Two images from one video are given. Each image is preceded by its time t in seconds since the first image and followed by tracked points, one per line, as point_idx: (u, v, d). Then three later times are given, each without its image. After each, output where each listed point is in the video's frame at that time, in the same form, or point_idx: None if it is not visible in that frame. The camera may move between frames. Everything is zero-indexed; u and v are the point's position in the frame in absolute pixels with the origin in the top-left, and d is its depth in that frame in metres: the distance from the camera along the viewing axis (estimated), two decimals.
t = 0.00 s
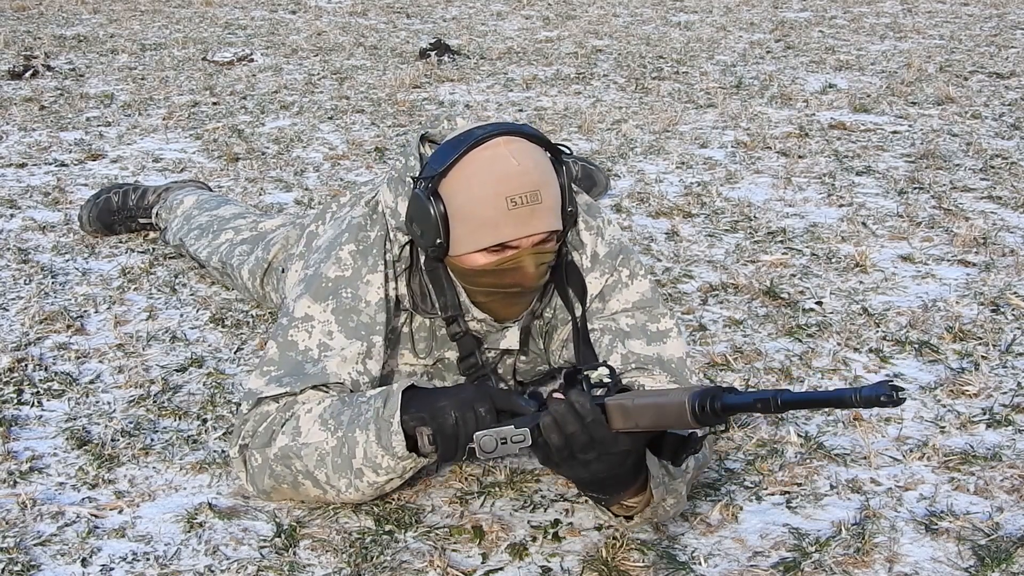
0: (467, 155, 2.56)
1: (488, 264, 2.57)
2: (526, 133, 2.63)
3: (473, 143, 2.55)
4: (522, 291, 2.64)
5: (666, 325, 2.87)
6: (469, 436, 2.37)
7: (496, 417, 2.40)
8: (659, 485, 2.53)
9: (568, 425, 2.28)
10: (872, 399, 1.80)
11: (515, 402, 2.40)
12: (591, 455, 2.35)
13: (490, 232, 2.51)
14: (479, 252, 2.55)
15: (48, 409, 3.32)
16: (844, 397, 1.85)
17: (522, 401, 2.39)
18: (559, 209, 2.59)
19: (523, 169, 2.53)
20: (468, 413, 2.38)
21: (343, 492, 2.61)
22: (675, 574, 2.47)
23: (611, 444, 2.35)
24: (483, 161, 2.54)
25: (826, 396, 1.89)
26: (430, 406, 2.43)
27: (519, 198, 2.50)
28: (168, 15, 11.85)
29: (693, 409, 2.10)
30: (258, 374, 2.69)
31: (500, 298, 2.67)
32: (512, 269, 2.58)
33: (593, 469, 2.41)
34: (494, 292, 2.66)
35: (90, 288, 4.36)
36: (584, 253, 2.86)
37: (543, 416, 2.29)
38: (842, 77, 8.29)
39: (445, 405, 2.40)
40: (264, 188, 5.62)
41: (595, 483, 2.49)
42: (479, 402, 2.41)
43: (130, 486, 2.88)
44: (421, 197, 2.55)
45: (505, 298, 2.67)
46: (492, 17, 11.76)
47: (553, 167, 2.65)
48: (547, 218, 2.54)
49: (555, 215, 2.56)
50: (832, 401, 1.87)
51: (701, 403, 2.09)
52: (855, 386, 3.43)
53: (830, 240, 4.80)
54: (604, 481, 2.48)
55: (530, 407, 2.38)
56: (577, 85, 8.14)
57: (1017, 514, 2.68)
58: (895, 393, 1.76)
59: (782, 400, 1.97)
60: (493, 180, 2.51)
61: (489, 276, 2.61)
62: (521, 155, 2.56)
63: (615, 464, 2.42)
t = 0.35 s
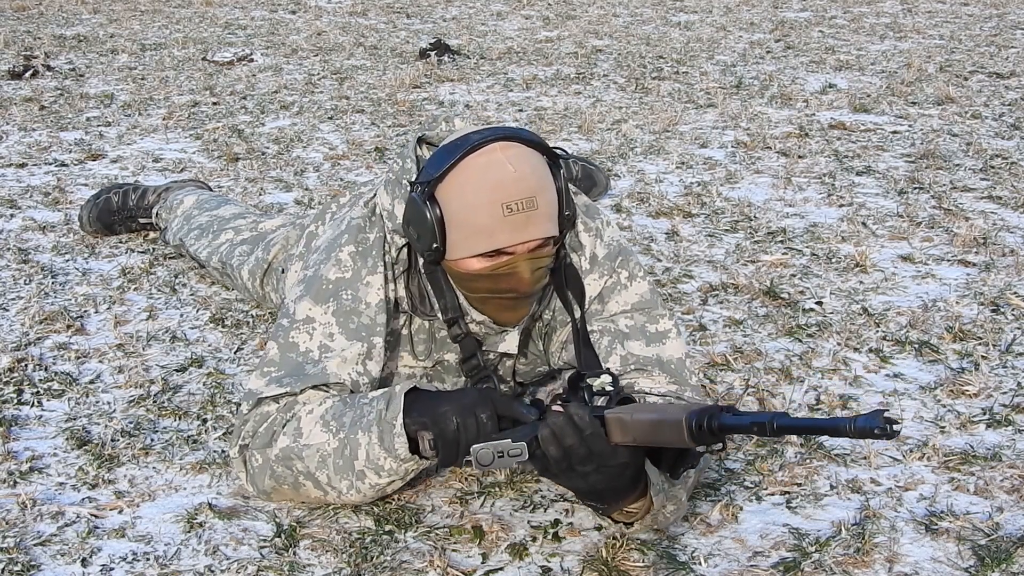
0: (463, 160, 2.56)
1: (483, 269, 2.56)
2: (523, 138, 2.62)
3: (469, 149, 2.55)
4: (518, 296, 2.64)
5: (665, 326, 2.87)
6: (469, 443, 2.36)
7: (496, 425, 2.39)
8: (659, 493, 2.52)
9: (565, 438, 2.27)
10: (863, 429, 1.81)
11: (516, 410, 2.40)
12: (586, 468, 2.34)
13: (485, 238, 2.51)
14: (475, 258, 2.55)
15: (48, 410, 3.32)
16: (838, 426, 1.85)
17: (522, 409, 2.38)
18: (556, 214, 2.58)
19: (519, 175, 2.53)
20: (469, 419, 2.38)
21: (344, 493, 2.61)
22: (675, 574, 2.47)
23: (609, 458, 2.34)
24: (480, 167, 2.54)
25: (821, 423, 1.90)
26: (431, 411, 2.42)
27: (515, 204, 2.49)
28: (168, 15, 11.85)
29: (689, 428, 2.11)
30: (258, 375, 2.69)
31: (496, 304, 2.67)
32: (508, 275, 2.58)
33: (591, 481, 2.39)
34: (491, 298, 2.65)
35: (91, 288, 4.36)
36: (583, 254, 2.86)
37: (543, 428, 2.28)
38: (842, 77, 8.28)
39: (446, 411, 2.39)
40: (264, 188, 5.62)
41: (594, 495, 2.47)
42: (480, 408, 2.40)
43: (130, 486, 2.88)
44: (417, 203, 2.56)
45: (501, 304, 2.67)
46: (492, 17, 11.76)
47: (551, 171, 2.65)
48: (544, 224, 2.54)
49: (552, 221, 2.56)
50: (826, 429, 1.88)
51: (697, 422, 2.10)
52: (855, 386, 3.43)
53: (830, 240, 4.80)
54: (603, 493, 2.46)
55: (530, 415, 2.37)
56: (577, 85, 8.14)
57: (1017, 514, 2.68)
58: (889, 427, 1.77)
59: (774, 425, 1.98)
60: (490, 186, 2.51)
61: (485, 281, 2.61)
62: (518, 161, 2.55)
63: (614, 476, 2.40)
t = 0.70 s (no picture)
0: (459, 162, 2.55)
1: (479, 271, 2.57)
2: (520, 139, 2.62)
3: (465, 151, 2.55)
4: (514, 297, 2.65)
5: (664, 327, 2.87)
6: (469, 452, 2.33)
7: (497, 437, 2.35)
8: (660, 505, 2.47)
9: (560, 463, 2.18)
10: (859, 499, 1.76)
11: (517, 421, 2.34)
12: (585, 490, 2.28)
13: (481, 240, 2.51)
14: (470, 259, 2.55)
15: (48, 409, 3.32)
16: (830, 490, 1.81)
17: (522, 421, 2.33)
18: (552, 216, 2.59)
19: (515, 177, 2.53)
20: (469, 428, 2.34)
21: (344, 494, 2.61)
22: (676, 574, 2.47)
23: (607, 479, 2.27)
24: (475, 169, 2.54)
25: (814, 484, 1.84)
26: (432, 419, 2.40)
27: (510, 207, 2.50)
28: (168, 15, 11.85)
29: (683, 466, 2.03)
30: (257, 375, 2.69)
31: (492, 305, 2.67)
32: (503, 276, 2.58)
33: (587, 501, 2.32)
34: (486, 298, 2.66)
35: (91, 288, 4.36)
36: (581, 255, 2.86)
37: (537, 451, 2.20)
38: (842, 77, 8.29)
39: (446, 420, 2.36)
40: (264, 188, 5.63)
41: (590, 512, 2.39)
42: (480, 417, 2.36)
43: (130, 486, 2.88)
44: (412, 204, 2.56)
45: (497, 305, 2.67)
46: (492, 17, 11.76)
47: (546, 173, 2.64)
48: (539, 227, 2.54)
49: (547, 223, 2.56)
50: (818, 490, 1.83)
51: (692, 461, 2.03)
52: (855, 385, 3.43)
53: (830, 240, 4.80)
54: (601, 511, 2.39)
55: (530, 428, 2.32)
56: (577, 85, 8.14)
57: (1017, 514, 2.68)
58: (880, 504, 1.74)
59: (768, 476, 1.92)
60: (485, 189, 2.51)
61: (480, 282, 2.61)
62: (514, 162, 2.55)
63: (610, 497, 2.34)
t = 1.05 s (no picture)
0: (463, 162, 2.55)
1: (482, 271, 2.57)
2: (524, 140, 2.61)
3: (469, 151, 2.55)
4: (517, 298, 2.64)
5: (665, 327, 2.87)
6: (469, 453, 2.34)
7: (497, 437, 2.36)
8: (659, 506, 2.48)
9: (560, 465, 2.19)
10: (857, 503, 1.76)
11: (517, 421, 2.34)
12: (584, 491, 2.28)
13: (484, 241, 2.51)
14: (473, 260, 2.55)
15: (48, 410, 3.32)
16: (827, 493, 1.80)
17: (521, 421, 2.32)
18: (556, 217, 2.58)
19: (519, 178, 2.53)
20: (470, 429, 2.35)
21: (345, 494, 2.61)
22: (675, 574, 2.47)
23: (606, 481, 2.27)
24: (478, 169, 2.53)
25: (811, 487, 1.84)
26: (432, 420, 2.40)
27: (514, 207, 2.50)
28: (168, 15, 11.85)
29: (681, 469, 2.02)
30: (259, 375, 2.69)
31: (496, 306, 2.67)
32: (506, 277, 2.58)
33: (586, 503, 2.33)
34: (489, 299, 2.65)
35: (91, 288, 4.36)
36: (583, 255, 2.86)
37: (537, 453, 2.20)
38: (842, 77, 8.28)
39: (445, 420, 2.37)
40: (264, 188, 5.63)
41: (590, 513, 2.40)
42: (480, 418, 2.37)
43: (130, 486, 2.88)
44: (416, 203, 2.56)
45: (500, 306, 2.67)
46: (492, 17, 11.76)
47: (550, 173, 2.64)
48: (543, 228, 2.54)
49: (550, 224, 2.56)
50: (815, 493, 1.82)
51: (691, 463, 2.02)
52: (855, 385, 3.43)
53: (830, 240, 4.80)
54: (602, 512, 2.39)
55: (529, 429, 2.31)
56: (577, 85, 8.14)
57: (1017, 514, 2.68)
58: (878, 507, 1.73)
59: (767, 480, 1.92)
60: (488, 189, 2.50)
61: (483, 283, 2.61)
62: (518, 163, 2.55)
63: (610, 499, 2.34)
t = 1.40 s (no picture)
0: (484, 157, 2.56)
1: (496, 267, 2.58)
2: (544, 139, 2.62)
3: (490, 146, 2.55)
4: (528, 296, 2.66)
5: (670, 328, 2.87)
6: (447, 462, 2.35)
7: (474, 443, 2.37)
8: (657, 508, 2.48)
9: (536, 473, 2.19)
10: (825, 503, 1.81)
11: (490, 425, 2.36)
12: (568, 497, 2.28)
13: (500, 237, 2.52)
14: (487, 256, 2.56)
15: (48, 410, 3.32)
16: (791, 492, 1.86)
17: (496, 426, 2.35)
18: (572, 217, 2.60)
19: (538, 176, 2.53)
20: (445, 438, 2.36)
21: (316, 497, 2.63)
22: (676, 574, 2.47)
23: (592, 487, 2.29)
24: (498, 165, 2.54)
25: (775, 486, 1.90)
26: (407, 433, 2.42)
27: (532, 205, 2.50)
28: (168, 15, 11.85)
29: (654, 470, 2.10)
30: (253, 363, 2.70)
31: (508, 303, 2.68)
32: (518, 275, 2.59)
33: (577, 508, 2.33)
34: (499, 296, 2.66)
35: (91, 288, 4.36)
36: (592, 254, 2.83)
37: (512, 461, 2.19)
38: (842, 77, 8.28)
39: (420, 431, 2.39)
40: (264, 188, 5.63)
41: (584, 518, 2.40)
42: (455, 426, 2.38)
43: (130, 486, 2.88)
44: (434, 196, 2.56)
45: (510, 304, 2.68)
46: (492, 17, 11.76)
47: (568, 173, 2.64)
48: (559, 227, 2.55)
49: (566, 224, 2.57)
50: (779, 492, 1.88)
51: (663, 464, 2.10)
52: (855, 385, 3.43)
53: (830, 240, 4.80)
54: (596, 516, 2.39)
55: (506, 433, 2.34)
56: (577, 85, 8.14)
57: (1017, 514, 2.68)
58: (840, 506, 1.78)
59: (736, 479, 1.97)
60: (507, 186, 2.51)
61: (495, 280, 2.61)
62: (538, 161, 2.56)
63: (599, 502, 2.34)
